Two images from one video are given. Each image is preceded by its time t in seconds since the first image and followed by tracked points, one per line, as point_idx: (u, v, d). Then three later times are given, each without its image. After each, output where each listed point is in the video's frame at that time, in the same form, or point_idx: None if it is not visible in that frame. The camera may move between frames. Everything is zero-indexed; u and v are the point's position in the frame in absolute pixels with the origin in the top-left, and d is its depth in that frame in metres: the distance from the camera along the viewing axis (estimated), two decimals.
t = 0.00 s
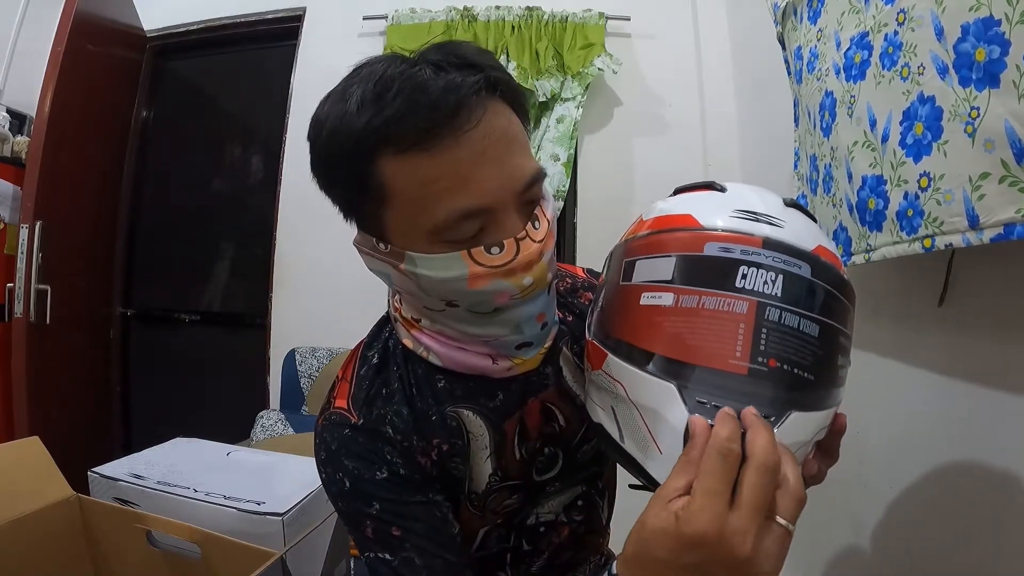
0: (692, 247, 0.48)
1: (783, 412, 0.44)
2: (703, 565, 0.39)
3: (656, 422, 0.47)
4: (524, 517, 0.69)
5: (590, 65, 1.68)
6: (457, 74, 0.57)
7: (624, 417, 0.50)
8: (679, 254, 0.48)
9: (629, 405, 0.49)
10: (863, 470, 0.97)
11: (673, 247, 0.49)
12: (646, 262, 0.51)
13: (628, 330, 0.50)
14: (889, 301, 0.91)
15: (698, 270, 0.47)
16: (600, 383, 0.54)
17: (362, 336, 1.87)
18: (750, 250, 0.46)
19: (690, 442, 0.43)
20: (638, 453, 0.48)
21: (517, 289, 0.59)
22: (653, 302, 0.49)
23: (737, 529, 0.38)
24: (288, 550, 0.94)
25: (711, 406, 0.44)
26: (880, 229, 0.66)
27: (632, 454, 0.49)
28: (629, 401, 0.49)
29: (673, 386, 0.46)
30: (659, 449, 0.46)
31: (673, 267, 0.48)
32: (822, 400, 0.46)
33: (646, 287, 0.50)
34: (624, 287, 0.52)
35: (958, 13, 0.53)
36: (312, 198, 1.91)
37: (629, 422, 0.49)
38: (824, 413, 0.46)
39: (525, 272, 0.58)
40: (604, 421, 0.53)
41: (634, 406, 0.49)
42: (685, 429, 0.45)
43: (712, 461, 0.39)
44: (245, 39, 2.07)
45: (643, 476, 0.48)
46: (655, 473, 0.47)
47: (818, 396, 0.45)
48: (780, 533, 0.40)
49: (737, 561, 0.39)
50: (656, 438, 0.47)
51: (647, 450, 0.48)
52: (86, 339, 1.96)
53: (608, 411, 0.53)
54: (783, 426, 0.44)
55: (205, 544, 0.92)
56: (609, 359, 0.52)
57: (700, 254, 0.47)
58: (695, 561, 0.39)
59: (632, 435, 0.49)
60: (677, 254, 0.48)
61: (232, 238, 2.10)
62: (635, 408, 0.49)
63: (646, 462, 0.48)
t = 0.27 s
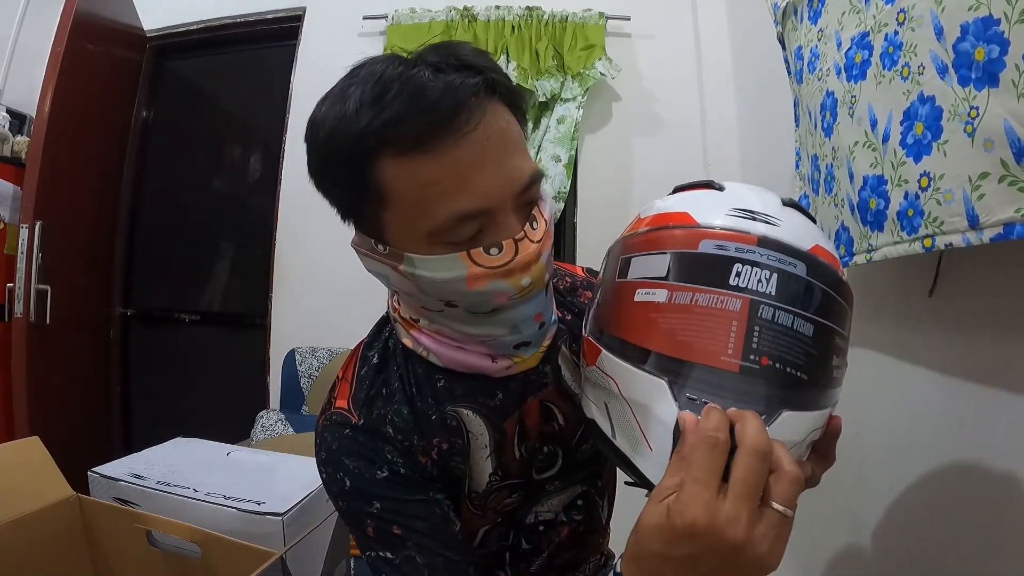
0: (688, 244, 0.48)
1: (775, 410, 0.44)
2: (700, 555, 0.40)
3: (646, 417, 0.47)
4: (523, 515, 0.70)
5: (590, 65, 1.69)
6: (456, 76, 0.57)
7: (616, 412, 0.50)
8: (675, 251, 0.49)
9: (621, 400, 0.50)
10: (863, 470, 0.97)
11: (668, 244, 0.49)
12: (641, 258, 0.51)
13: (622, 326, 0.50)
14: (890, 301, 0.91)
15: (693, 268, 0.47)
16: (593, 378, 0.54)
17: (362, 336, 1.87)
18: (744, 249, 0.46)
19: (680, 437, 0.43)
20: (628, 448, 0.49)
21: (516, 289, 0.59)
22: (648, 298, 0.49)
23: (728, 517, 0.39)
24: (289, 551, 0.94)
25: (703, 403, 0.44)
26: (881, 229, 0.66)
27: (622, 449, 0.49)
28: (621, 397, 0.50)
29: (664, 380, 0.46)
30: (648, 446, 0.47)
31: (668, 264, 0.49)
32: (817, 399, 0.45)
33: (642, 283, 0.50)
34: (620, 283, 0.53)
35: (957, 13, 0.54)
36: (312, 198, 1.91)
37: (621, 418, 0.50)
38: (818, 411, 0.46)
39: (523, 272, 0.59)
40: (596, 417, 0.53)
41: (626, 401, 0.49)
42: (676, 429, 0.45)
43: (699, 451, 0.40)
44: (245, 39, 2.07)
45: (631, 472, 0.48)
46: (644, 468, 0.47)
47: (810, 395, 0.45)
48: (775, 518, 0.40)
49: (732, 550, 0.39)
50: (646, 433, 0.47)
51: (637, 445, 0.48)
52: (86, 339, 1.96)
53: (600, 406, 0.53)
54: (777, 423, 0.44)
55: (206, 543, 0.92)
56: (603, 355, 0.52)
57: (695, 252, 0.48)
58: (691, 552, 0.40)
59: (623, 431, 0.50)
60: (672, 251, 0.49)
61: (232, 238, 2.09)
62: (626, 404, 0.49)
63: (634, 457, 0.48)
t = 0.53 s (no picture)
0: (686, 240, 0.48)
1: (768, 407, 0.43)
2: (696, 541, 0.40)
3: (638, 412, 0.47)
4: (523, 514, 0.70)
5: (590, 65, 1.69)
6: (444, 81, 0.57)
7: (610, 406, 0.51)
8: (672, 246, 0.49)
9: (614, 394, 0.50)
10: (863, 470, 0.97)
11: (666, 240, 0.49)
12: (640, 253, 0.51)
13: (619, 320, 0.50)
14: (890, 300, 0.91)
15: (690, 263, 0.47)
16: (589, 372, 0.54)
17: (362, 336, 1.87)
18: (743, 246, 0.46)
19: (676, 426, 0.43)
20: (621, 442, 0.49)
21: (510, 292, 0.59)
22: (645, 292, 0.49)
23: (721, 503, 0.39)
24: (288, 550, 0.94)
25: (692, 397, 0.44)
26: (878, 228, 0.66)
27: (615, 444, 0.50)
28: (614, 389, 0.50)
29: (656, 374, 0.46)
30: (641, 441, 0.47)
31: (666, 259, 0.49)
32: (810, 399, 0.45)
33: (639, 278, 0.50)
34: (618, 278, 0.53)
35: (955, 12, 0.53)
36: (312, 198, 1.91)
37: (614, 412, 0.50)
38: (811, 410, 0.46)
39: (517, 276, 0.59)
40: (591, 411, 0.54)
41: (619, 395, 0.49)
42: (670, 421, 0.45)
43: (693, 437, 0.40)
44: (245, 39, 2.07)
45: (622, 463, 0.49)
46: (636, 462, 0.47)
47: (804, 393, 0.45)
48: (770, 503, 0.40)
49: (726, 535, 0.39)
50: (638, 428, 0.47)
51: (629, 440, 0.48)
52: (87, 339, 1.96)
53: (595, 401, 0.53)
54: (771, 418, 0.44)
55: (205, 543, 0.92)
56: (598, 348, 0.52)
57: (693, 247, 0.48)
58: (687, 537, 0.40)
59: (615, 424, 0.50)
60: (670, 247, 0.49)
61: (232, 238, 2.10)
62: (619, 397, 0.49)
63: (626, 450, 0.49)
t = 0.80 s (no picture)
0: (685, 230, 0.49)
1: (765, 391, 0.43)
2: (693, 521, 0.40)
3: (633, 401, 0.47)
4: (523, 513, 0.70)
5: (591, 65, 1.69)
6: (440, 81, 0.57)
7: (605, 397, 0.51)
8: (671, 236, 0.49)
9: (610, 384, 0.50)
10: (862, 469, 0.97)
11: (666, 230, 0.50)
12: (639, 244, 0.52)
13: (618, 308, 0.51)
14: (891, 301, 0.91)
15: (689, 252, 0.48)
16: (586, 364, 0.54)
17: (362, 336, 1.87)
18: (741, 236, 0.47)
19: (671, 410, 0.43)
20: (616, 433, 0.49)
21: (505, 292, 0.59)
22: (644, 280, 0.49)
23: (716, 482, 0.38)
24: (288, 550, 0.94)
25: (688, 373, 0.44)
26: (883, 229, 0.66)
27: (609, 434, 0.50)
28: (611, 381, 0.50)
29: (654, 364, 0.46)
30: (634, 431, 0.47)
31: (665, 248, 0.49)
32: (809, 388, 0.45)
33: (639, 266, 0.50)
34: (618, 267, 0.53)
35: (959, 14, 0.54)
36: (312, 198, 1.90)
37: (610, 402, 0.50)
38: (808, 398, 0.45)
39: (512, 275, 0.59)
40: (588, 404, 0.54)
41: (615, 385, 0.49)
42: (664, 408, 0.44)
43: (688, 417, 0.40)
44: (245, 39, 2.06)
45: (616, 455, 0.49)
46: (630, 453, 0.47)
47: (801, 379, 0.45)
48: (768, 483, 0.39)
49: (722, 516, 0.39)
50: (632, 417, 0.47)
51: (624, 430, 0.48)
52: (87, 339, 1.96)
53: (591, 392, 0.54)
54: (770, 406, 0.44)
55: (206, 543, 0.92)
56: (596, 340, 0.52)
57: (693, 237, 0.48)
58: (683, 518, 0.40)
59: (612, 416, 0.50)
60: (669, 236, 0.49)
61: (232, 238, 2.09)
62: (616, 388, 0.49)
63: (620, 442, 0.49)
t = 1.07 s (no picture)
0: (692, 216, 0.49)
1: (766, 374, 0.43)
2: (703, 487, 0.40)
3: (640, 383, 0.47)
4: (526, 511, 0.70)
5: (591, 65, 1.69)
6: (438, 78, 0.57)
7: (610, 382, 0.50)
8: (678, 222, 0.49)
9: (616, 368, 0.50)
10: (862, 469, 0.97)
11: (672, 216, 0.50)
12: (646, 230, 0.52)
13: (623, 293, 0.51)
14: (891, 301, 0.91)
15: (696, 236, 0.48)
16: (591, 350, 0.54)
17: (362, 336, 1.87)
18: (747, 223, 0.47)
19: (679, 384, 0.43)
20: (621, 417, 0.49)
21: (505, 290, 0.59)
22: (651, 264, 0.49)
23: (724, 445, 0.39)
24: (289, 550, 0.94)
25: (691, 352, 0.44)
26: (884, 229, 0.66)
27: (615, 419, 0.49)
28: (617, 364, 0.49)
29: (664, 346, 0.45)
30: (640, 412, 0.46)
31: (672, 234, 0.49)
32: (810, 375, 0.45)
33: (646, 251, 0.50)
34: (623, 254, 0.53)
35: (961, 14, 0.54)
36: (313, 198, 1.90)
37: (615, 386, 0.50)
38: (809, 385, 0.45)
39: (512, 272, 0.59)
40: (591, 390, 0.53)
41: (621, 369, 0.49)
42: (674, 388, 0.44)
43: (695, 382, 0.40)
44: (245, 39, 2.06)
45: (622, 439, 0.48)
46: (636, 436, 0.46)
47: (803, 365, 0.45)
48: (776, 445, 0.40)
49: (732, 479, 0.39)
50: (638, 399, 0.47)
51: (630, 413, 0.47)
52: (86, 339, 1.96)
53: (596, 378, 0.53)
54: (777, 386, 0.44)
55: (206, 543, 0.92)
56: (600, 326, 0.52)
57: (698, 223, 0.48)
58: (694, 484, 0.40)
59: (617, 401, 0.49)
60: (675, 222, 0.50)
61: (232, 238, 2.09)
62: (622, 371, 0.49)
63: (626, 425, 0.48)
